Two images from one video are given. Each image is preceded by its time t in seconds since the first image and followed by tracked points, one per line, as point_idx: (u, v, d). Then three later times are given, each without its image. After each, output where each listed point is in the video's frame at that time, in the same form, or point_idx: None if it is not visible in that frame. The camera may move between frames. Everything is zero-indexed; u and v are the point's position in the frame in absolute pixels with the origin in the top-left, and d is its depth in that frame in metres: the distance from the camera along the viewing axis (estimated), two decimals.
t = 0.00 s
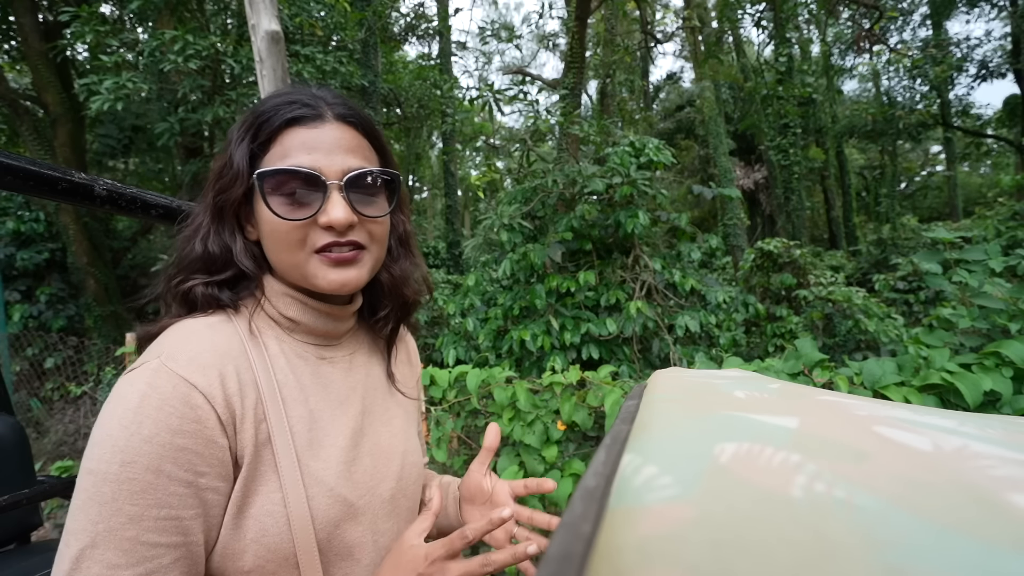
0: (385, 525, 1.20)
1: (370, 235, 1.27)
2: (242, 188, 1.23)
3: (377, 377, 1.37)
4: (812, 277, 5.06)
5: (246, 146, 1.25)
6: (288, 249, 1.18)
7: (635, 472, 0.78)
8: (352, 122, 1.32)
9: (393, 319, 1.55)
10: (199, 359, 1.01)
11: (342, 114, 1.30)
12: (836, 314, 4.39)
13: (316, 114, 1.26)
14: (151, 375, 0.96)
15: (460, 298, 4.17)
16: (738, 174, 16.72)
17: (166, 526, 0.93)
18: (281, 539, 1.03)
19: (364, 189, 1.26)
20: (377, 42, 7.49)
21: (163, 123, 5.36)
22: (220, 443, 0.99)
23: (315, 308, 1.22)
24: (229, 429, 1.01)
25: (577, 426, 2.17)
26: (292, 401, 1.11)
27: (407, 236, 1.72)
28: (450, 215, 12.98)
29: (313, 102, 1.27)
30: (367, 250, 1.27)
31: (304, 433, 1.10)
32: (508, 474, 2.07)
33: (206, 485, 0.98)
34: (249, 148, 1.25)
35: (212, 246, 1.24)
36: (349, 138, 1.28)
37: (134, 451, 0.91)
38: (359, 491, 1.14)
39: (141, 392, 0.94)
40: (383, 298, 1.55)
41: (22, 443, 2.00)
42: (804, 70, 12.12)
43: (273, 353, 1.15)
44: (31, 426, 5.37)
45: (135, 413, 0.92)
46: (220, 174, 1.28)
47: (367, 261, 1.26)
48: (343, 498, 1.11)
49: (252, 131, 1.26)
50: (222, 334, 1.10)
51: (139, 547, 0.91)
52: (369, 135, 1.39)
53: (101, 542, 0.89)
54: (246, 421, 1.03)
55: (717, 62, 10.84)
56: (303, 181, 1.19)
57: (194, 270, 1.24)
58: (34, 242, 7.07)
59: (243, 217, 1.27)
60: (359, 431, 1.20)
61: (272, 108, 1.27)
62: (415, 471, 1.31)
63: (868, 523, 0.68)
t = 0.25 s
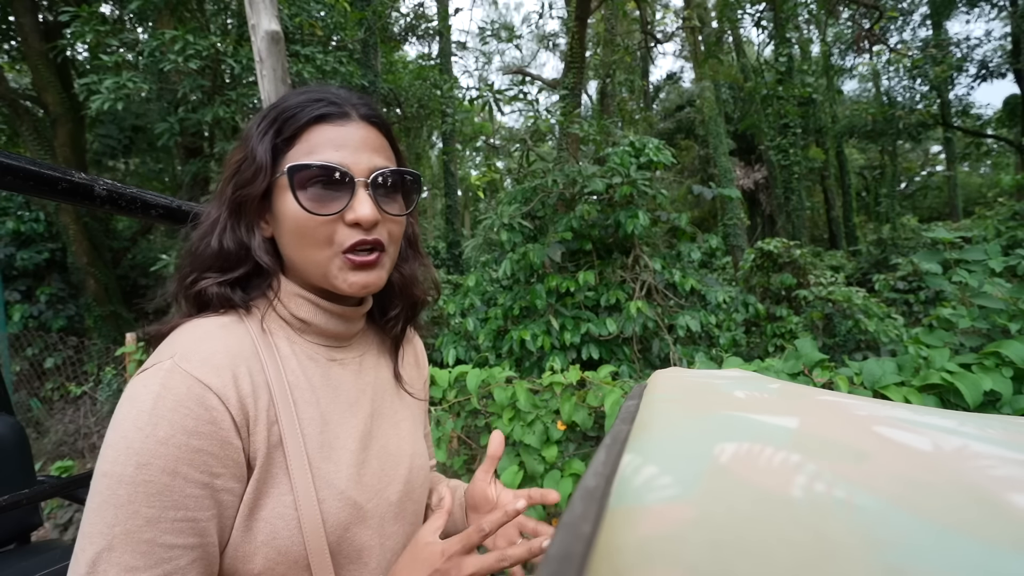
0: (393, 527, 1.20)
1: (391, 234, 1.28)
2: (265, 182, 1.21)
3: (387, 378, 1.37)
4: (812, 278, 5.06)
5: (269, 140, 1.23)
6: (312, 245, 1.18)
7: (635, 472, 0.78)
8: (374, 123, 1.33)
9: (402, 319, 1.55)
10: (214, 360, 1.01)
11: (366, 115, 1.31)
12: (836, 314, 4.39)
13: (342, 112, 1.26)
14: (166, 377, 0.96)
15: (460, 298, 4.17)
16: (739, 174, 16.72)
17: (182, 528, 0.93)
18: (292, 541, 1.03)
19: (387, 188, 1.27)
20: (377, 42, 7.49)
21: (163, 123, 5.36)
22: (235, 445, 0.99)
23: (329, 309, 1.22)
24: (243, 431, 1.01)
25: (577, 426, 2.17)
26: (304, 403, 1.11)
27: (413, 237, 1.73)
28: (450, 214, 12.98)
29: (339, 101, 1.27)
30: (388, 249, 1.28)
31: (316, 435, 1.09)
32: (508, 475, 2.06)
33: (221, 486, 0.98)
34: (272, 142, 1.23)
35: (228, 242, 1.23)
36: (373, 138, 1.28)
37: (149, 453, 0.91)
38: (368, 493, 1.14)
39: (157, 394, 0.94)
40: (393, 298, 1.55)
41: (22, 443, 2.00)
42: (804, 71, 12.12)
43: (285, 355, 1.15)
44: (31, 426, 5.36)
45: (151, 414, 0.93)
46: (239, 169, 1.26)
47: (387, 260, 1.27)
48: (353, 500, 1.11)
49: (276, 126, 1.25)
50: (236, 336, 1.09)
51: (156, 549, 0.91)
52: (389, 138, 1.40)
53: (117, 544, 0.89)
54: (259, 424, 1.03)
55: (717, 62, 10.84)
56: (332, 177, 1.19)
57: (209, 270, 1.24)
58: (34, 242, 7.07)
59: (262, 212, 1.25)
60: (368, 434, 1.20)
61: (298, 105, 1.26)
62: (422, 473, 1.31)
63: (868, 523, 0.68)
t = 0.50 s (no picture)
0: (396, 524, 1.20)
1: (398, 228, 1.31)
2: (274, 176, 1.20)
3: (387, 376, 1.37)
4: (812, 278, 5.07)
5: (278, 135, 1.23)
6: (323, 239, 1.18)
7: (635, 472, 0.78)
8: (380, 122, 1.36)
9: (402, 316, 1.55)
10: (215, 361, 1.01)
11: (373, 114, 1.34)
12: (836, 314, 4.39)
13: (350, 110, 1.29)
14: (167, 378, 0.96)
15: (460, 298, 4.18)
16: (739, 174, 16.73)
17: (188, 528, 0.93)
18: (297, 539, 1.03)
19: (394, 183, 1.30)
20: (377, 42, 7.49)
21: (163, 123, 5.36)
22: (239, 444, 0.99)
23: (327, 307, 1.22)
24: (246, 431, 1.01)
25: (577, 426, 2.17)
26: (305, 401, 1.11)
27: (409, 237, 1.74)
28: (450, 214, 12.98)
29: (347, 100, 1.30)
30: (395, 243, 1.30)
31: (318, 433, 1.10)
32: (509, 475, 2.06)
33: (226, 485, 0.98)
34: (281, 137, 1.23)
35: (233, 239, 1.21)
36: (380, 136, 1.31)
37: (153, 453, 0.91)
38: (370, 491, 1.14)
39: (158, 395, 0.94)
40: (393, 296, 1.55)
41: (22, 444, 2.00)
42: (804, 71, 12.11)
43: (286, 354, 1.15)
44: (31, 426, 5.36)
45: (154, 415, 0.93)
46: (244, 165, 1.25)
47: (395, 255, 1.29)
48: (356, 498, 1.10)
49: (285, 121, 1.25)
50: (236, 336, 1.09)
51: (163, 549, 0.91)
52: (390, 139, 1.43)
53: (124, 545, 0.89)
54: (262, 423, 1.03)
55: (717, 62, 10.85)
56: (344, 171, 1.20)
57: (213, 269, 1.22)
58: (34, 242, 7.07)
59: (269, 208, 1.24)
60: (370, 431, 1.20)
61: (306, 103, 1.28)
62: (423, 471, 1.31)
63: (868, 522, 0.68)
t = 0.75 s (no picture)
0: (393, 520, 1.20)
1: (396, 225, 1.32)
2: (276, 173, 1.21)
3: (383, 374, 1.38)
4: (812, 278, 5.07)
5: (280, 134, 1.24)
6: (325, 234, 1.19)
7: (635, 472, 0.78)
8: (377, 122, 1.38)
9: (397, 314, 1.55)
10: (208, 357, 1.01)
11: (370, 114, 1.36)
12: (836, 314, 4.39)
13: (349, 110, 1.31)
14: (160, 374, 0.96)
15: (460, 298, 4.18)
16: (739, 174, 16.73)
17: (173, 525, 0.93)
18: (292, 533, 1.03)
19: (393, 181, 1.31)
20: (377, 42, 7.49)
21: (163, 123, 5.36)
22: (232, 441, 0.99)
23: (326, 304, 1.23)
24: (240, 428, 1.01)
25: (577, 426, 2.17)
26: (299, 397, 1.12)
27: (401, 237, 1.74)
28: (450, 214, 12.98)
29: (346, 99, 1.32)
30: (394, 239, 1.31)
31: (314, 429, 1.10)
32: (509, 475, 2.07)
33: (215, 485, 0.97)
34: (282, 135, 1.24)
35: (234, 237, 1.21)
36: (379, 135, 1.33)
37: (144, 448, 0.91)
38: (368, 487, 1.14)
39: (152, 390, 0.94)
40: (388, 294, 1.55)
41: (23, 443, 2.00)
42: (804, 71, 12.11)
43: (281, 351, 1.15)
44: (31, 426, 5.36)
45: (146, 410, 0.93)
46: (244, 164, 1.25)
47: (394, 250, 1.30)
48: (354, 495, 1.11)
49: (286, 120, 1.26)
50: (229, 333, 1.09)
51: (147, 545, 0.91)
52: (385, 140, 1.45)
53: (112, 537, 0.90)
54: (257, 419, 1.03)
55: (717, 62, 10.85)
56: (346, 167, 1.21)
57: (213, 267, 1.21)
58: (34, 242, 7.08)
59: (268, 205, 1.24)
60: (366, 427, 1.20)
61: (307, 103, 1.29)
62: (420, 468, 1.31)
63: (868, 523, 0.68)
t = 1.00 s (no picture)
0: (385, 517, 1.20)
1: (395, 228, 1.32)
2: (279, 178, 1.21)
3: (377, 372, 1.38)
4: (811, 278, 5.07)
5: (282, 140, 1.24)
6: (326, 236, 1.19)
7: (635, 472, 0.78)
8: (376, 128, 1.39)
9: (393, 315, 1.55)
10: (203, 350, 1.02)
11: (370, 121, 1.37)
12: (836, 314, 4.39)
13: (349, 117, 1.31)
14: (154, 367, 0.97)
15: (460, 298, 4.18)
16: (738, 174, 16.72)
17: (167, 515, 0.93)
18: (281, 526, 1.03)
19: (393, 185, 1.31)
20: (377, 42, 7.48)
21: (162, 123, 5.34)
22: (225, 433, 1.00)
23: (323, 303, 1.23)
24: (231, 420, 1.01)
25: (577, 426, 2.17)
26: (292, 392, 1.12)
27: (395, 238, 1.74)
28: (450, 214, 12.98)
29: (346, 107, 1.32)
30: (393, 242, 1.31)
31: (306, 425, 1.10)
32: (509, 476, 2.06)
33: (207, 475, 0.97)
34: (284, 142, 1.24)
35: (238, 239, 1.21)
36: (378, 141, 1.34)
37: (137, 439, 0.91)
38: (360, 483, 1.14)
39: (146, 382, 0.95)
40: (384, 295, 1.55)
41: (23, 444, 2.00)
42: (804, 70, 12.09)
43: (275, 349, 1.15)
44: (31, 426, 5.36)
45: (140, 401, 0.93)
46: (247, 169, 1.24)
47: (393, 253, 1.30)
48: (345, 490, 1.11)
49: (288, 127, 1.26)
50: (225, 328, 1.09)
51: (140, 534, 0.91)
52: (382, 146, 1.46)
53: (106, 527, 0.90)
54: (248, 413, 1.03)
55: (717, 62, 10.85)
56: (347, 171, 1.21)
57: (216, 268, 1.21)
58: (34, 242, 7.07)
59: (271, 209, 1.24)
60: (359, 424, 1.20)
61: (307, 110, 1.29)
62: (413, 466, 1.31)
63: (868, 523, 0.68)
